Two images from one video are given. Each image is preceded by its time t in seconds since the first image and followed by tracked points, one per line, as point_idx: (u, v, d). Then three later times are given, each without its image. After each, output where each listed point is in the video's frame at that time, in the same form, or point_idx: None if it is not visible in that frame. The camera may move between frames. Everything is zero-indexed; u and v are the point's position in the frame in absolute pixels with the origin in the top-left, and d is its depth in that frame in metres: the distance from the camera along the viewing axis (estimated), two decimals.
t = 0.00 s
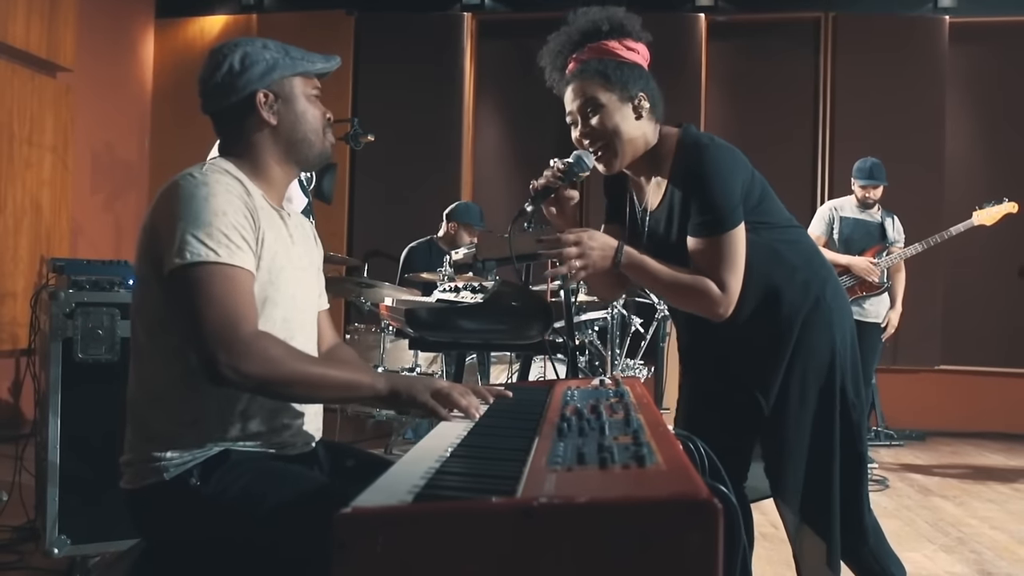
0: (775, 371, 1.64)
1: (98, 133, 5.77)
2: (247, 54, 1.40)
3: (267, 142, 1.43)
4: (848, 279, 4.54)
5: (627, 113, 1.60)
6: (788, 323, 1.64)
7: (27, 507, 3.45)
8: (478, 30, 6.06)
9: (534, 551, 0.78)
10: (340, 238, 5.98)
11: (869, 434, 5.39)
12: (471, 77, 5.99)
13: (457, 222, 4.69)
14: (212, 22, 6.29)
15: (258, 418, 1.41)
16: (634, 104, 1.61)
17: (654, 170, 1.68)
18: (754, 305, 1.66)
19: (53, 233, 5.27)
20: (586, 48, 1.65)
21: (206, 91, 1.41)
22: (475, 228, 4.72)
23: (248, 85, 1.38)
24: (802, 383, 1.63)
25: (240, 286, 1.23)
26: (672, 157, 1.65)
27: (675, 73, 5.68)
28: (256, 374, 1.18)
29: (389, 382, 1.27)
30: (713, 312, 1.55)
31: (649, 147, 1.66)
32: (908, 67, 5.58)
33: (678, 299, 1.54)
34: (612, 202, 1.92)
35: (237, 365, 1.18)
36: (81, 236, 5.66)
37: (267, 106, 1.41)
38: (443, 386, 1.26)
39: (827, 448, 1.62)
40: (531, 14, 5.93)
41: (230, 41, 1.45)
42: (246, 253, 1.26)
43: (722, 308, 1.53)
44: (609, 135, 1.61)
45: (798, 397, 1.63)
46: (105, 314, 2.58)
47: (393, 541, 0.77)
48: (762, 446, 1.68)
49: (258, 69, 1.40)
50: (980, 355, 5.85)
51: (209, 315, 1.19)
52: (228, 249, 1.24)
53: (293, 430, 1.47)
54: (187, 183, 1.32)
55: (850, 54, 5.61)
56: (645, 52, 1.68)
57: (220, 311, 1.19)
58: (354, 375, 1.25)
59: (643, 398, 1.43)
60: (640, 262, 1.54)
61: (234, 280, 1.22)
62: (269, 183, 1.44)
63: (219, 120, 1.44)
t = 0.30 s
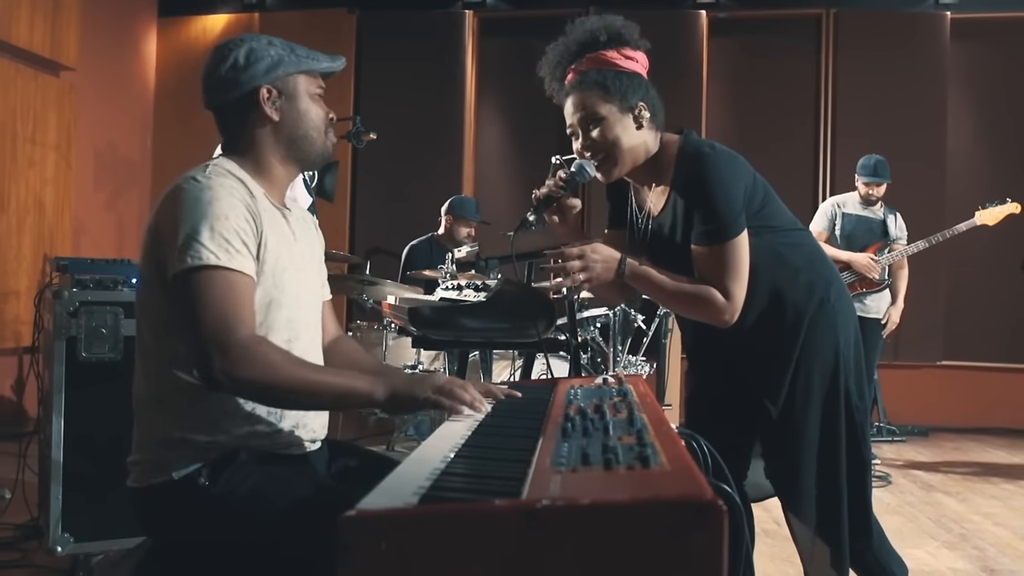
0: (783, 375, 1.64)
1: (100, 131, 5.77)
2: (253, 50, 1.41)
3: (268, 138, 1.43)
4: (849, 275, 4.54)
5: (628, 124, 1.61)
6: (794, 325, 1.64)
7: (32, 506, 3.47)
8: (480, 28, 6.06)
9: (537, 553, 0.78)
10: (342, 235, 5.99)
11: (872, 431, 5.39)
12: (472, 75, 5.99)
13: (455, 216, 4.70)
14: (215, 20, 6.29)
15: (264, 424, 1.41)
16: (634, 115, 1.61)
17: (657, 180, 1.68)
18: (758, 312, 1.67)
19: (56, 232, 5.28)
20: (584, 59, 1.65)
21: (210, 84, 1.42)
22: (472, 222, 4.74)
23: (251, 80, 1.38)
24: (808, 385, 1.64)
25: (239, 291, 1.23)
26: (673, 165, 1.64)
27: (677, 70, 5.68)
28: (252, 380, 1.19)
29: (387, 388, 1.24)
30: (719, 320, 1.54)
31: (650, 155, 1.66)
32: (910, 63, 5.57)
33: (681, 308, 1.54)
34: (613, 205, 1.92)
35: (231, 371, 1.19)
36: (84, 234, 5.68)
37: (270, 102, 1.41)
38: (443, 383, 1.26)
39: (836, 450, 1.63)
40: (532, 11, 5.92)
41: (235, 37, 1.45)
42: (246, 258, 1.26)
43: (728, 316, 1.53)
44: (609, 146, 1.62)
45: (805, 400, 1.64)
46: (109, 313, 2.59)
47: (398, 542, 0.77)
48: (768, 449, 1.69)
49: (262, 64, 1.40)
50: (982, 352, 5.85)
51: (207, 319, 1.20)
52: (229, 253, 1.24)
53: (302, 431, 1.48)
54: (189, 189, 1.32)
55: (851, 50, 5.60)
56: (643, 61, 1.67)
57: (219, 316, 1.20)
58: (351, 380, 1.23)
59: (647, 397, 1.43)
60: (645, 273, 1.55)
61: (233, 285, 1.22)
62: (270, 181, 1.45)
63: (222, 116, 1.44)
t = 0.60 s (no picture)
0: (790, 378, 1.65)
1: (103, 130, 5.78)
2: (261, 51, 1.41)
3: (267, 141, 1.43)
4: (851, 275, 4.58)
5: (631, 133, 1.61)
6: (801, 331, 1.65)
7: (36, 505, 3.48)
8: (482, 27, 6.07)
9: (541, 564, 0.79)
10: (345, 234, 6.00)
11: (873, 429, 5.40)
12: (474, 73, 6.00)
13: (457, 215, 4.68)
14: (218, 19, 6.30)
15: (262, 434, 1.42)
16: (638, 123, 1.60)
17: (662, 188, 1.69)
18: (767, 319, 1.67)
19: (60, 231, 5.29)
20: (589, 66, 1.65)
21: (213, 81, 1.42)
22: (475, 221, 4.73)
23: (257, 80, 1.39)
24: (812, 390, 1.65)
25: (239, 305, 1.25)
26: (677, 173, 1.64)
27: (679, 68, 5.68)
28: (255, 395, 1.22)
29: (392, 402, 1.25)
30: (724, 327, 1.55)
31: (654, 164, 1.66)
32: (912, 61, 5.57)
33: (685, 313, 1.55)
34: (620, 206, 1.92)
35: (233, 385, 1.22)
36: (88, 232, 5.69)
37: (272, 104, 1.41)
38: (446, 398, 1.27)
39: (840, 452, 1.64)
40: (534, 10, 5.92)
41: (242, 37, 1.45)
42: (241, 271, 1.29)
43: (733, 323, 1.54)
44: (613, 155, 1.63)
45: (808, 404, 1.65)
46: (114, 315, 2.60)
47: (405, 554, 0.78)
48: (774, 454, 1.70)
49: (269, 66, 1.40)
50: (983, 350, 5.85)
51: (209, 335, 1.23)
52: (223, 268, 1.26)
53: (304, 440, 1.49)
54: (179, 202, 1.33)
55: (854, 49, 5.60)
56: (649, 69, 1.66)
57: (217, 331, 1.23)
58: (357, 396, 1.24)
59: (649, 402, 1.45)
60: (651, 280, 1.56)
61: (230, 299, 1.25)
62: (265, 186, 1.45)
63: (222, 117, 1.44)
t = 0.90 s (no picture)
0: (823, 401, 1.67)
1: (107, 132, 5.79)
2: (268, 62, 1.43)
3: (268, 151, 1.43)
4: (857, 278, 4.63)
5: (674, 150, 1.55)
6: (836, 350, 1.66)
7: (41, 508, 3.50)
8: (485, 29, 6.07)
9: None
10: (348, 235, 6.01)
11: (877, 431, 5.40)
12: (478, 75, 6.00)
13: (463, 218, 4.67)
14: (222, 22, 6.32)
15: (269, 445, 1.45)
16: (681, 141, 1.56)
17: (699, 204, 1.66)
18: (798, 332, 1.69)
19: (64, 232, 5.30)
20: (633, 82, 1.58)
21: (216, 91, 1.42)
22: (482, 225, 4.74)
23: (264, 92, 1.40)
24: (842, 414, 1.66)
25: (239, 323, 1.27)
26: (720, 192, 1.64)
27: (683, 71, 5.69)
28: (263, 412, 1.23)
29: (398, 413, 1.27)
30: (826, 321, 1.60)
31: (693, 182, 1.63)
32: (915, 64, 5.58)
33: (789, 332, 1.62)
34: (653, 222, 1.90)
35: (243, 405, 1.23)
36: (92, 233, 5.70)
37: (277, 116, 1.42)
38: (454, 412, 1.26)
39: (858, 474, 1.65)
40: (538, 12, 5.93)
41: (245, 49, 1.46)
42: (237, 289, 1.30)
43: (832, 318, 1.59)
44: (655, 172, 1.56)
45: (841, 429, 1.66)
46: (119, 320, 2.62)
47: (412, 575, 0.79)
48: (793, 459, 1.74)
49: (275, 78, 1.42)
50: (986, 352, 5.86)
51: (212, 354, 1.24)
52: (221, 288, 1.27)
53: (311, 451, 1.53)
54: (171, 221, 1.33)
55: (856, 52, 5.60)
56: (692, 90, 1.60)
57: (219, 351, 1.24)
58: (360, 408, 1.27)
59: (651, 414, 1.46)
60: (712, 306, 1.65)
61: (230, 319, 1.26)
62: (261, 200, 1.46)
63: (223, 128, 1.44)
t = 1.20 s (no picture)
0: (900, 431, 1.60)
1: (109, 133, 5.80)
2: (264, 90, 1.42)
3: (271, 179, 1.46)
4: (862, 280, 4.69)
5: (817, 129, 1.58)
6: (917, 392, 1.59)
7: (48, 513, 3.52)
8: (488, 29, 6.07)
9: None
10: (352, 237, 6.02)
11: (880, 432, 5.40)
12: (481, 76, 6.01)
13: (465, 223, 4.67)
14: (223, 21, 6.29)
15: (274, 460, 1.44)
16: (824, 125, 1.59)
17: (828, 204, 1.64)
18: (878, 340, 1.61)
19: (66, 234, 5.31)
20: (780, 64, 1.65)
21: (219, 118, 1.43)
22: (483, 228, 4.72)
23: (262, 120, 1.40)
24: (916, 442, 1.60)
25: (246, 342, 1.28)
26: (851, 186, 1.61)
27: (686, 72, 5.69)
28: (270, 430, 1.24)
29: (401, 426, 1.28)
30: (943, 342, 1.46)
31: (830, 176, 1.62)
32: (919, 64, 5.56)
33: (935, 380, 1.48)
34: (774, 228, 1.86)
35: (252, 422, 1.24)
36: (95, 235, 5.72)
37: (277, 143, 1.43)
38: (457, 425, 1.28)
39: (923, 501, 1.59)
40: (541, 13, 5.93)
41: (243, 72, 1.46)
42: (247, 308, 1.31)
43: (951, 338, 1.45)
44: (800, 148, 1.58)
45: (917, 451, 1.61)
46: (125, 330, 2.64)
47: None
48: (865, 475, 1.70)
49: (273, 104, 1.41)
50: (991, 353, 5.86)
51: (219, 371, 1.25)
52: (230, 307, 1.29)
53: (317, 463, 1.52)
54: (183, 242, 1.35)
55: (861, 52, 5.60)
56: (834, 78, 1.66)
57: (227, 369, 1.25)
58: (367, 424, 1.28)
59: (654, 432, 1.48)
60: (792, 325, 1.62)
61: (238, 338, 1.27)
62: (266, 222, 1.48)
63: (228, 154, 1.46)
